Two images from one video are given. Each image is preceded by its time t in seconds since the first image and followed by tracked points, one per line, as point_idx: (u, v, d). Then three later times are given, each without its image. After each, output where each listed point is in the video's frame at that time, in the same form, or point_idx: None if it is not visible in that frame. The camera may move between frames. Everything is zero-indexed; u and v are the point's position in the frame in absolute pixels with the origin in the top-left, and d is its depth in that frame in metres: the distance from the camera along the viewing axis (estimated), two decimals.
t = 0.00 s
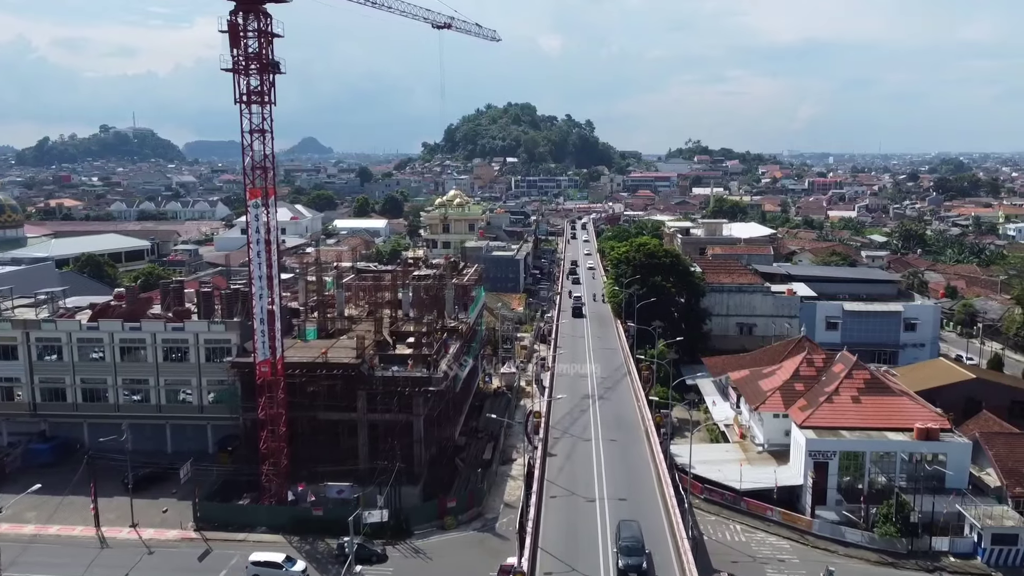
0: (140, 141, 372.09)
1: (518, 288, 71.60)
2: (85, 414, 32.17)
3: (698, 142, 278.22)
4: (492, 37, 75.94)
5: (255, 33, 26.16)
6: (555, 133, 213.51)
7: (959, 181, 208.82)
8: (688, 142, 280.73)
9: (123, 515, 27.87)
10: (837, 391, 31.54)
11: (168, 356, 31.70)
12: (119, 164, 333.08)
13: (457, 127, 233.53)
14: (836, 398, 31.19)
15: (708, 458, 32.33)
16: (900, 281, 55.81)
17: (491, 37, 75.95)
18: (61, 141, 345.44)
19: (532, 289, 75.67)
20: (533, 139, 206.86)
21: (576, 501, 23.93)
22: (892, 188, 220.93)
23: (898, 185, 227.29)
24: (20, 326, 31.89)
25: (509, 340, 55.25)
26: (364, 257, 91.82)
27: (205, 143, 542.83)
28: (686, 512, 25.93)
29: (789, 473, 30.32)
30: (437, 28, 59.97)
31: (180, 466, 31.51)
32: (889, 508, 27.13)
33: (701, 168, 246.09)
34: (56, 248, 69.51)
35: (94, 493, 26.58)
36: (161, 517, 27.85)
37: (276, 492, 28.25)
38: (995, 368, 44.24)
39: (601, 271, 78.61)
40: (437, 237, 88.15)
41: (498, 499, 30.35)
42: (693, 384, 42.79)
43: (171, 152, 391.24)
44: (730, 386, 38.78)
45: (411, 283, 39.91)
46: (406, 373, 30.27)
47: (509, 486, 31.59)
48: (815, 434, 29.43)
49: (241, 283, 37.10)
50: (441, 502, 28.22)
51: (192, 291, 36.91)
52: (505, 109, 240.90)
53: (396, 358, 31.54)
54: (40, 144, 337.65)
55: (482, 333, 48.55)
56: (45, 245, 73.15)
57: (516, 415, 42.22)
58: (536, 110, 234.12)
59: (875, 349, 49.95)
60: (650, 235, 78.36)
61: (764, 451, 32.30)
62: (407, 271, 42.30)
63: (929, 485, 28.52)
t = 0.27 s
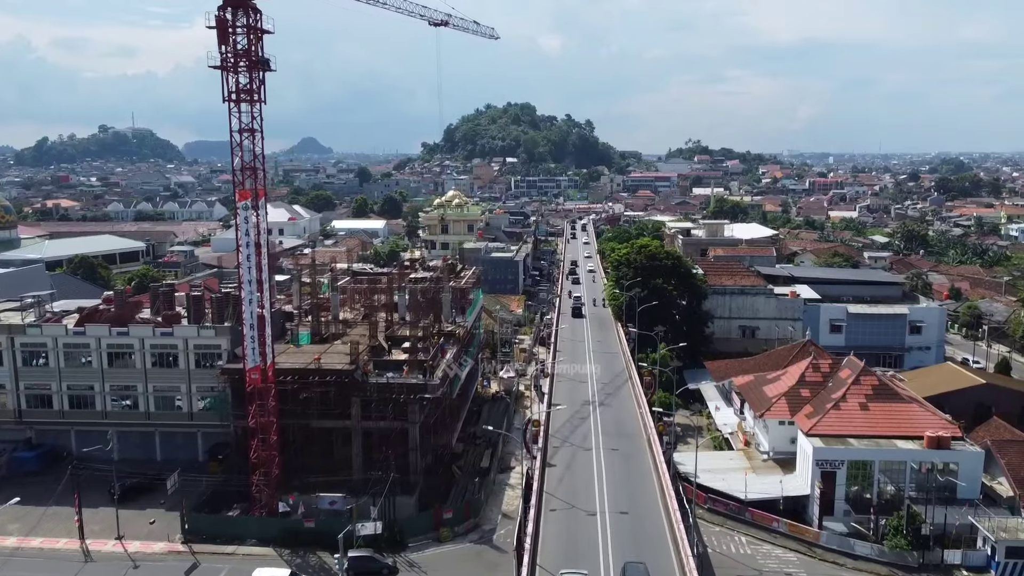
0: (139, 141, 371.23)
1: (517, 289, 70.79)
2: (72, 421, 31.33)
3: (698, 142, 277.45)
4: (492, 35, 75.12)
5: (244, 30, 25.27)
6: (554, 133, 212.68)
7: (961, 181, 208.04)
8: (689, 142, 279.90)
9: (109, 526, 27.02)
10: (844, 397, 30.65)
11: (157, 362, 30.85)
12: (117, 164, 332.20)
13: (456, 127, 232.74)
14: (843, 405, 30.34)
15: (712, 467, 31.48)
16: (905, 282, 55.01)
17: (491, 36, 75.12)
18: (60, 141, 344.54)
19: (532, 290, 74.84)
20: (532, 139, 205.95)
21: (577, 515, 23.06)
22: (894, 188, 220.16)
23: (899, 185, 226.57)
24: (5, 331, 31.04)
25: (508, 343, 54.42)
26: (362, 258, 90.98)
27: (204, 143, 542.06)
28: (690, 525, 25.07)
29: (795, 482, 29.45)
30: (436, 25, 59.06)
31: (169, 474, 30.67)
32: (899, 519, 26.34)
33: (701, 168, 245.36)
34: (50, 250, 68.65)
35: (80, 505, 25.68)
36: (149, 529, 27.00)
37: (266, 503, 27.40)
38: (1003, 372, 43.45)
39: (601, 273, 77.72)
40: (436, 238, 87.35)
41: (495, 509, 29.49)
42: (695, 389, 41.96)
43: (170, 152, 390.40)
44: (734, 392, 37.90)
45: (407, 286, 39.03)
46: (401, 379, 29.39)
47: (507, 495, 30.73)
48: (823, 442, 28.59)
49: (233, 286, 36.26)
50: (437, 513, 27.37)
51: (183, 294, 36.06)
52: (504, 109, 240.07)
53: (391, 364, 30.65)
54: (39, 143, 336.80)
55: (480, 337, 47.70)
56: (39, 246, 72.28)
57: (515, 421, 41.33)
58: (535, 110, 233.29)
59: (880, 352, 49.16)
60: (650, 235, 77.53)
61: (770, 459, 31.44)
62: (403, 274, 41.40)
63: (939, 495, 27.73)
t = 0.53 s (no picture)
0: (138, 141, 370.20)
1: (516, 291, 69.87)
2: (57, 429, 30.42)
3: (699, 142, 276.50)
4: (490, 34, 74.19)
5: (232, 25, 24.37)
6: (554, 133, 211.69)
7: (963, 181, 207.01)
8: (689, 141, 278.89)
9: (93, 539, 26.08)
10: (853, 405, 29.73)
11: (145, 368, 29.93)
12: (116, 164, 331.18)
13: (456, 126, 231.73)
14: (852, 413, 29.42)
15: (716, 475, 30.57)
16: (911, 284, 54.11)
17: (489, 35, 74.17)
18: (58, 141, 343.50)
19: (531, 291, 73.90)
20: (532, 139, 204.89)
21: (577, 530, 22.16)
22: (895, 188, 219.14)
23: (901, 185, 225.60)
24: None
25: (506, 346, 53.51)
26: (360, 259, 90.05)
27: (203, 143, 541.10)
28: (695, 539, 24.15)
29: (803, 492, 28.53)
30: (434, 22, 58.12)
31: (156, 484, 29.74)
32: (910, 531, 25.43)
33: (701, 168, 244.40)
34: (43, 251, 67.70)
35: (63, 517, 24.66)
36: (134, 542, 26.05)
37: (256, 515, 26.51)
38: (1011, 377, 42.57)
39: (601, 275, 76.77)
40: (434, 239, 86.42)
41: (492, 521, 28.57)
42: (698, 394, 41.05)
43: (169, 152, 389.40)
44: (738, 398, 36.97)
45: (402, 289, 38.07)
46: (396, 387, 28.46)
47: (505, 506, 29.80)
48: (831, 452, 27.69)
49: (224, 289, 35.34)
50: (432, 526, 26.47)
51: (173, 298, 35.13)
52: (504, 109, 239.04)
53: (385, 371, 29.73)
54: (38, 143, 335.84)
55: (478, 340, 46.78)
56: (32, 247, 71.36)
57: (512, 427, 40.39)
58: (535, 110, 232.28)
59: (887, 356, 48.25)
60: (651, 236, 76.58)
61: (776, 467, 30.52)
62: (398, 277, 40.41)
63: (952, 506, 26.80)
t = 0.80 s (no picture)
0: (137, 141, 369.37)
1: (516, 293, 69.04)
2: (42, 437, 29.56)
3: (699, 142, 275.74)
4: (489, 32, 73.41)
5: (219, 20, 23.53)
6: (554, 133, 210.84)
7: (964, 181, 206.11)
8: (690, 141, 278.01)
9: (76, 552, 25.19)
10: (861, 413, 28.88)
11: (132, 375, 29.08)
12: (115, 164, 330.40)
13: (455, 126, 230.93)
14: (861, 420, 28.57)
15: (720, 484, 29.65)
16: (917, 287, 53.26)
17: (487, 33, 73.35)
18: (57, 141, 342.65)
19: (531, 293, 73.07)
20: (531, 139, 203.99)
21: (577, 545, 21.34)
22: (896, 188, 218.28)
23: (902, 185, 224.78)
24: None
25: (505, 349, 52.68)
26: (358, 260, 89.20)
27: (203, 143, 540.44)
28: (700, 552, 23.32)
29: (811, 503, 27.61)
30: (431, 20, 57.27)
31: (143, 494, 28.87)
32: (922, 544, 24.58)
33: (702, 168, 243.57)
34: (36, 252, 66.85)
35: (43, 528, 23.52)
36: (119, 555, 25.16)
37: (246, 527, 25.65)
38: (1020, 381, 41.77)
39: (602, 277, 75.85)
40: (433, 240, 85.62)
41: (490, 532, 27.73)
42: (701, 399, 40.19)
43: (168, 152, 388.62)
44: (742, 403, 36.10)
45: (399, 292, 37.20)
46: (390, 394, 27.60)
47: (503, 516, 28.95)
48: (839, 461, 26.82)
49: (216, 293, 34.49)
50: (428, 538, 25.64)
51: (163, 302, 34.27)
52: (504, 109, 238.19)
53: (380, 377, 28.85)
54: (37, 143, 335.01)
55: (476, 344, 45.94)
56: (26, 248, 70.51)
57: (511, 433, 39.52)
58: (535, 110, 231.44)
59: (892, 359, 47.40)
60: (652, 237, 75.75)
61: (782, 476, 29.64)
62: (394, 279, 39.52)
63: (965, 518, 25.95)
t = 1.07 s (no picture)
0: (137, 141, 368.47)
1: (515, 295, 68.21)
2: (26, 445, 28.70)
3: (700, 142, 274.93)
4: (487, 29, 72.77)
5: (206, 15, 22.66)
6: (554, 133, 209.94)
7: (966, 181, 205.13)
8: (691, 141, 277.20)
9: (59, 565, 24.32)
10: (870, 420, 28.03)
11: (119, 382, 28.23)
12: (114, 164, 329.52)
13: (455, 126, 229.98)
14: (871, 429, 27.71)
15: (725, 494, 28.77)
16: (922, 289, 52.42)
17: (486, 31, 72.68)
18: (56, 141, 341.76)
19: (530, 294, 72.22)
20: (531, 139, 203.08)
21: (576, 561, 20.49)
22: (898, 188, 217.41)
23: (903, 185, 224.02)
24: None
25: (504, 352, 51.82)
26: (356, 262, 88.33)
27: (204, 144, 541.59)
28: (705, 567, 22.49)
29: (819, 514, 26.73)
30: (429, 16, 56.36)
31: (130, 504, 27.99)
32: (935, 557, 23.74)
33: (702, 168, 242.74)
34: (29, 254, 65.94)
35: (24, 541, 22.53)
36: (102, 569, 24.29)
37: (235, 540, 24.77)
38: None
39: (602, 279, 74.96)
40: (431, 241, 84.83)
41: (488, 544, 26.87)
42: (704, 405, 39.41)
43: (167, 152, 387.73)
44: (747, 410, 35.24)
45: (394, 296, 36.31)
46: (385, 402, 26.73)
47: (501, 527, 28.10)
48: (848, 471, 25.96)
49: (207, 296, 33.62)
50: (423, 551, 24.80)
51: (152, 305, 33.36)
52: (503, 109, 237.30)
53: (374, 385, 27.97)
54: (36, 143, 334.35)
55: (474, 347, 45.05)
56: (19, 250, 69.60)
57: (510, 439, 38.69)
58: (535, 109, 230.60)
59: (899, 363, 46.52)
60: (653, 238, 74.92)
61: (788, 486, 28.78)
62: (390, 283, 38.66)
63: (978, 530, 25.11)
